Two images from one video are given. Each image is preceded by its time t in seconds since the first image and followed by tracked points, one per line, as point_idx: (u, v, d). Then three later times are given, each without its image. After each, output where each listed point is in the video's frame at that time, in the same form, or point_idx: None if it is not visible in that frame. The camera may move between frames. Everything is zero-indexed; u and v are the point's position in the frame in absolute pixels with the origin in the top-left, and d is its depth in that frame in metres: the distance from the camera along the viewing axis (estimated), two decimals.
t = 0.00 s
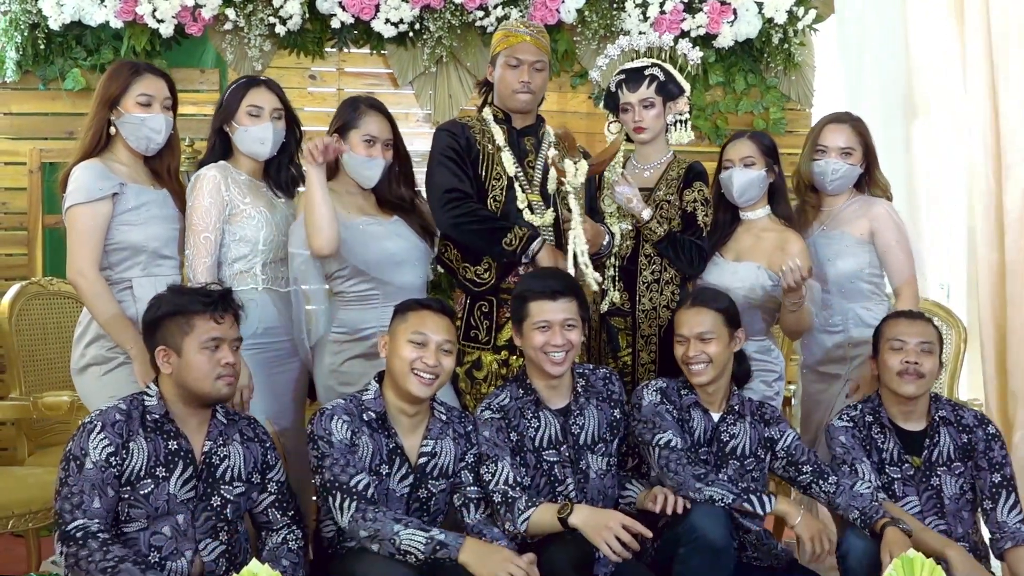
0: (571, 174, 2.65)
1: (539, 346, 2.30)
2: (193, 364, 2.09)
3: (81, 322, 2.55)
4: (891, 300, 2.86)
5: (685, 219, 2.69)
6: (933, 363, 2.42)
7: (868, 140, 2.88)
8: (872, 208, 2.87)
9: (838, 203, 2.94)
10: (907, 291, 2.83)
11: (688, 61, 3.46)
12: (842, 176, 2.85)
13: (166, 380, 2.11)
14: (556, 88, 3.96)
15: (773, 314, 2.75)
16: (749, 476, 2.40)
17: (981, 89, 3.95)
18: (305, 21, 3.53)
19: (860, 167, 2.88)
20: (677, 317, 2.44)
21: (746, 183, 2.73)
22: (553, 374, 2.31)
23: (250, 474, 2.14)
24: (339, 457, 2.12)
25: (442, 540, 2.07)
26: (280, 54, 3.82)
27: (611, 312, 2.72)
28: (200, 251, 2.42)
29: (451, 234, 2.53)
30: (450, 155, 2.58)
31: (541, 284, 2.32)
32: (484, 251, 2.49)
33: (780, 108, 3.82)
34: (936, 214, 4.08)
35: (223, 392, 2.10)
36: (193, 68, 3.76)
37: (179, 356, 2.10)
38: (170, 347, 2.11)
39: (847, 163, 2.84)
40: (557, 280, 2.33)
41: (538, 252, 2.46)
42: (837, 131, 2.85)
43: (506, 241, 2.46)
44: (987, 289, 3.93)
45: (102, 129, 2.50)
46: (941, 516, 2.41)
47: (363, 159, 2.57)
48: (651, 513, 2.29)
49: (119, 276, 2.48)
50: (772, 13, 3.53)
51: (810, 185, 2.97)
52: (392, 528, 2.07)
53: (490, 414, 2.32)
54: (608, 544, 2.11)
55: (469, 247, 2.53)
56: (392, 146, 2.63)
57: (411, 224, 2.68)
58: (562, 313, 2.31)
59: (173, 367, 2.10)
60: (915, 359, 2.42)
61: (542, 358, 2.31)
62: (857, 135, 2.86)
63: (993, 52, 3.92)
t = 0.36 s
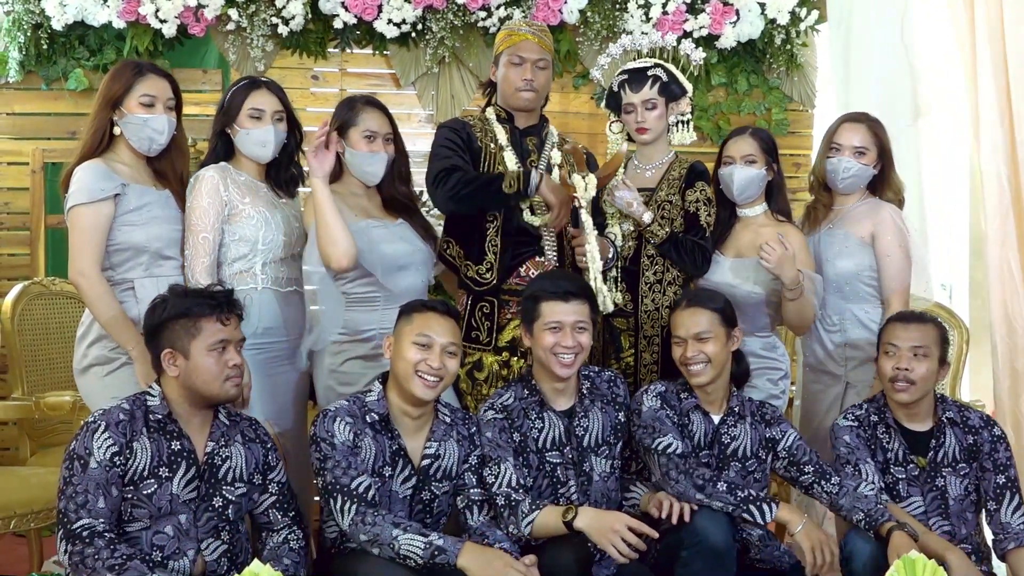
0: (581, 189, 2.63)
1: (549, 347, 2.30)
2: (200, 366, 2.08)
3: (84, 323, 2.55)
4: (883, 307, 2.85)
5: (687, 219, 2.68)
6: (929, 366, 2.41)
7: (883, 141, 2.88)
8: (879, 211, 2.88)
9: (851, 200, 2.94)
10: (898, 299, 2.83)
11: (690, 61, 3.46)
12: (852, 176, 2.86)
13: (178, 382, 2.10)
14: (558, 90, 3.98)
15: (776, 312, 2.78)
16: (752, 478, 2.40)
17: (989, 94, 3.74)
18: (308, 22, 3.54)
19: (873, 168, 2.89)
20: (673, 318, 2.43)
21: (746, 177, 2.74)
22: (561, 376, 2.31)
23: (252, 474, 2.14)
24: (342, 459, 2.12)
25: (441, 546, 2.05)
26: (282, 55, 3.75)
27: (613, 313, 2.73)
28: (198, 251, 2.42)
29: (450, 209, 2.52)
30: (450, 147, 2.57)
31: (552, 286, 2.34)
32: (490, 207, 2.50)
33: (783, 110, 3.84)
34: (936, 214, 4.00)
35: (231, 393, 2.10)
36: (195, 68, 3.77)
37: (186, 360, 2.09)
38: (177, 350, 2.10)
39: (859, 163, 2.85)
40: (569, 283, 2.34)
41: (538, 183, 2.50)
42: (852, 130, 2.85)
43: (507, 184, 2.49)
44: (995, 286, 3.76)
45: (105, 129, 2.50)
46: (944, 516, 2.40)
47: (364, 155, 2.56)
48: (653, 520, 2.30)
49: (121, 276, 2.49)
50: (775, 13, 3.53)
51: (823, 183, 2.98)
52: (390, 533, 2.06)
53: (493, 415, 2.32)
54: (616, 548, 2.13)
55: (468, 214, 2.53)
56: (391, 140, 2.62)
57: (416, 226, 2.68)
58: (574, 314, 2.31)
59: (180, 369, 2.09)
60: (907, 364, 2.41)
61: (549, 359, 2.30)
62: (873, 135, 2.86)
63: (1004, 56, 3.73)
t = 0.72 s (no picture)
0: (575, 210, 2.58)
1: (552, 347, 2.29)
2: (199, 362, 2.08)
3: (85, 323, 2.55)
4: (891, 308, 2.86)
5: (689, 220, 2.68)
6: (922, 370, 2.41)
7: (892, 141, 2.88)
8: (890, 213, 2.88)
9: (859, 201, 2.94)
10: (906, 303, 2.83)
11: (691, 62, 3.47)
12: (858, 175, 2.87)
13: (177, 379, 2.10)
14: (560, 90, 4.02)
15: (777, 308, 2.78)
16: (753, 479, 2.40)
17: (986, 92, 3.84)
18: (310, 22, 3.54)
19: (880, 169, 2.89)
20: (670, 319, 2.42)
21: (746, 176, 2.74)
22: (565, 376, 2.30)
23: (253, 470, 2.14)
24: (341, 460, 2.12)
25: (434, 550, 2.04)
26: (283, 57, 3.82)
27: (614, 314, 2.72)
28: (197, 252, 2.43)
29: (457, 186, 2.52)
30: (452, 140, 2.58)
31: (562, 286, 2.33)
32: (494, 170, 2.48)
33: (783, 110, 3.82)
34: (936, 214, 4.00)
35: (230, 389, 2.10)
36: (196, 68, 3.78)
37: (185, 356, 2.09)
38: (175, 348, 2.10)
39: (867, 163, 2.86)
40: (576, 284, 2.33)
41: (534, 130, 2.45)
42: (861, 130, 2.86)
43: (501, 139, 2.47)
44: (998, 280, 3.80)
45: (105, 130, 2.51)
46: (943, 519, 2.40)
47: (372, 155, 2.57)
48: (657, 522, 2.34)
49: (123, 276, 2.49)
50: (776, 14, 3.54)
51: (829, 182, 2.98)
52: (385, 536, 2.06)
53: (496, 416, 2.31)
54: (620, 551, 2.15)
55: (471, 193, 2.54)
56: (399, 139, 2.62)
57: (422, 231, 2.66)
58: (580, 315, 2.30)
59: (179, 367, 2.10)
60: (898, 367, 2.43)
61: (551, 357, 2.30)
62: (882, 135, 2.86)
63: (1003, 56, 3.78)
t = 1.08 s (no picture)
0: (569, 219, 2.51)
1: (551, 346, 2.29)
2: (195, 356, 2.10)
3: (86, 324, 2.55)
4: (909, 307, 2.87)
5: (691, 219, 2.68)
6: (921, 370, 2.40)
7: (902, 140, 2.88)
8: (910, 213, 2.89)
9: (871, 200, 2.94)
10: (925, 302, 2.86)
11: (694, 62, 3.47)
12: (871, 174, 2.86)
13: (170, 377, 2.10)
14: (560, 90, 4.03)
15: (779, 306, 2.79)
16: (753, 475, 2.38)
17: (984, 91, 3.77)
18: (310, 22, 3.55)
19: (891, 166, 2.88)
20: (661, 320, 2.41)
21: (747, 176, 2.74)
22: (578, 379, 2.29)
23: (252, 466, 2.13)
24: (340, 462, 2.12)
25: (428, 555, 2.02)
26: (285, 57, 3.92)
27: (616, 314, 2.71)
28: (199, 252, 2.44)
29: (453, 186, 2.51)
30: (454, 139, 2.58)
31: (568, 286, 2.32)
32: (493, 184, 2.47)
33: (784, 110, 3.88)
34: (936, 214, 4.01)
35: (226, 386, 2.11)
36: (196, 69, 3.80)
37: (180, 353, 2.09)
38: (168, 346, 2.10)
39: (878, 161, 2.85)
40: (570, 283, 2.33)
41: (536, 155, 2.38)
42: (870, 129, 2.86)
43: (506, 156, 2.45)
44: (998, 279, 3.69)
45: (107, 129, 2.51)
46: (944, 518, 2.40)
47: (374, 155, 2.57)
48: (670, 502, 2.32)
49: (124, 276, 2.49)
50: (776, 14, 3.53)
51: (840, 182, 2.97)
52: (379, 542, 2.05)
53: (496, 418, 2.31)
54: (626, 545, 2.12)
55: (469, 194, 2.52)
56: (399, 138, 2.62)
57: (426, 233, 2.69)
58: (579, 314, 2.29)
59: (175, 365, 2.10)
60: (897, 367, 2.42)
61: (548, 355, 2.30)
62: (891, 133, 2.86)
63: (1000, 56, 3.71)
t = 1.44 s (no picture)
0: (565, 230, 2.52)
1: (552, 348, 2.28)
2: (187, 356, 2.09)
3: (87, 324, 2.54)
4: (926, 305, 2.87)
5: (694, 220, 2.68)
6: (926, 370, 2.40)
7: (910, 133, 2.88)
8: (925, 211, 2.88)
9: (887, 195, 2.94)
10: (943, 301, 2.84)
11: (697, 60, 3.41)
12: (880, 168, 2.87)
13: (161, 377, 2.11)
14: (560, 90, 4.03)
15: (784, 305, 2.78)
16: (752, 470, 2.37)
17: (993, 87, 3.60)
18: (311, 22, 3.56)
19: (901, 159, 2.88)
20: (659, 316, 2.41)
21: (747, 175, 2.74)
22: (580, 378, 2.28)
23: (251, 465, 2.13)
24: (339, 462, 2.12)
25: (428, 557, 2.02)
26: (285, 57, 3.92)
27: (619, 316, 2.72)
28: (209, 247, 2.41)
29: (451, 196, 2.50)
30: (453, 143, 2.56)
31: (568, 285, 2.32)
32: (487, 194, 2.46)
33: (784, 110, 3.91)
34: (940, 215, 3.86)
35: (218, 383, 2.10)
36: (197, 69, 3.80)
37: (172, 353, 2.09)
38: (161, 346, 2.10)
39: (886, 156, 2.85)
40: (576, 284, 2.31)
41: (531, 164, 2.39)
42: (878, 123, 2.86)
43: (499, 167, 2.45)
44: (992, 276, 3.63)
45: (107, 129, 2.51)
46: (947, 515, 2.40)
47: (374, 154, 2.57)
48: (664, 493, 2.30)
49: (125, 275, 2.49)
50: (777, 14, 3.53)
51: (854, 180, 2.99)
52: (379, 544, 2.05)
53: (495, 417, 2.29)
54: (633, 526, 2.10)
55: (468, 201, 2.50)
56: (396, 136, 2.64)
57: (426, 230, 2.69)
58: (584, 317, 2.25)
59: (168, 363, 2.10)
60: (906, 366, 2.42)
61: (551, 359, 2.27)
62: (899, 126, 2.86)
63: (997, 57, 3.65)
